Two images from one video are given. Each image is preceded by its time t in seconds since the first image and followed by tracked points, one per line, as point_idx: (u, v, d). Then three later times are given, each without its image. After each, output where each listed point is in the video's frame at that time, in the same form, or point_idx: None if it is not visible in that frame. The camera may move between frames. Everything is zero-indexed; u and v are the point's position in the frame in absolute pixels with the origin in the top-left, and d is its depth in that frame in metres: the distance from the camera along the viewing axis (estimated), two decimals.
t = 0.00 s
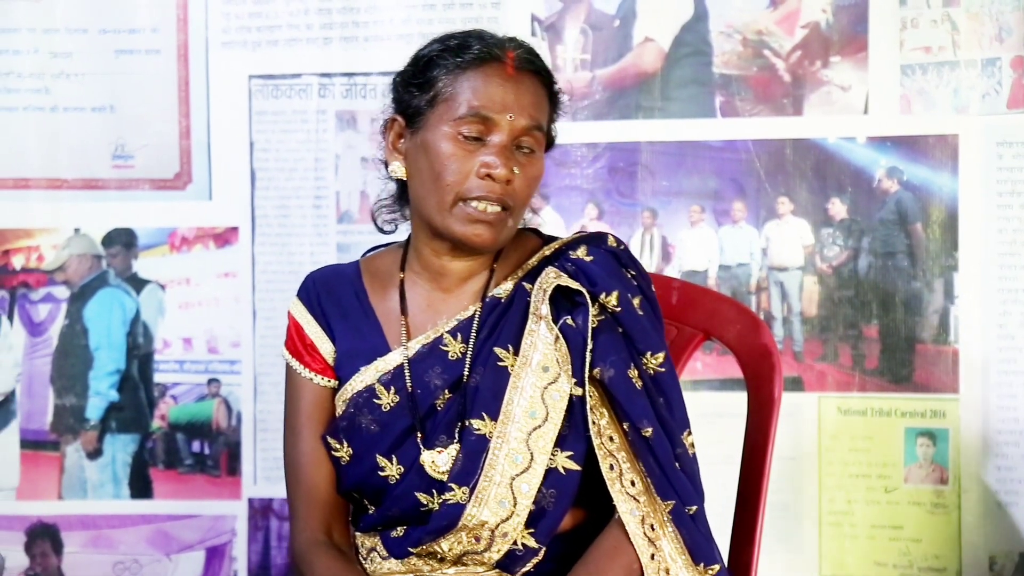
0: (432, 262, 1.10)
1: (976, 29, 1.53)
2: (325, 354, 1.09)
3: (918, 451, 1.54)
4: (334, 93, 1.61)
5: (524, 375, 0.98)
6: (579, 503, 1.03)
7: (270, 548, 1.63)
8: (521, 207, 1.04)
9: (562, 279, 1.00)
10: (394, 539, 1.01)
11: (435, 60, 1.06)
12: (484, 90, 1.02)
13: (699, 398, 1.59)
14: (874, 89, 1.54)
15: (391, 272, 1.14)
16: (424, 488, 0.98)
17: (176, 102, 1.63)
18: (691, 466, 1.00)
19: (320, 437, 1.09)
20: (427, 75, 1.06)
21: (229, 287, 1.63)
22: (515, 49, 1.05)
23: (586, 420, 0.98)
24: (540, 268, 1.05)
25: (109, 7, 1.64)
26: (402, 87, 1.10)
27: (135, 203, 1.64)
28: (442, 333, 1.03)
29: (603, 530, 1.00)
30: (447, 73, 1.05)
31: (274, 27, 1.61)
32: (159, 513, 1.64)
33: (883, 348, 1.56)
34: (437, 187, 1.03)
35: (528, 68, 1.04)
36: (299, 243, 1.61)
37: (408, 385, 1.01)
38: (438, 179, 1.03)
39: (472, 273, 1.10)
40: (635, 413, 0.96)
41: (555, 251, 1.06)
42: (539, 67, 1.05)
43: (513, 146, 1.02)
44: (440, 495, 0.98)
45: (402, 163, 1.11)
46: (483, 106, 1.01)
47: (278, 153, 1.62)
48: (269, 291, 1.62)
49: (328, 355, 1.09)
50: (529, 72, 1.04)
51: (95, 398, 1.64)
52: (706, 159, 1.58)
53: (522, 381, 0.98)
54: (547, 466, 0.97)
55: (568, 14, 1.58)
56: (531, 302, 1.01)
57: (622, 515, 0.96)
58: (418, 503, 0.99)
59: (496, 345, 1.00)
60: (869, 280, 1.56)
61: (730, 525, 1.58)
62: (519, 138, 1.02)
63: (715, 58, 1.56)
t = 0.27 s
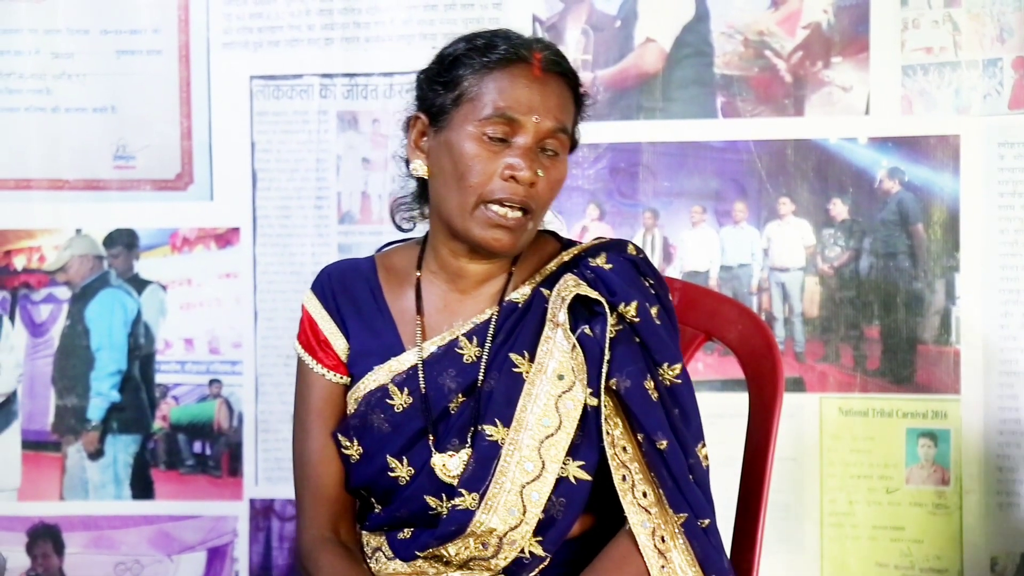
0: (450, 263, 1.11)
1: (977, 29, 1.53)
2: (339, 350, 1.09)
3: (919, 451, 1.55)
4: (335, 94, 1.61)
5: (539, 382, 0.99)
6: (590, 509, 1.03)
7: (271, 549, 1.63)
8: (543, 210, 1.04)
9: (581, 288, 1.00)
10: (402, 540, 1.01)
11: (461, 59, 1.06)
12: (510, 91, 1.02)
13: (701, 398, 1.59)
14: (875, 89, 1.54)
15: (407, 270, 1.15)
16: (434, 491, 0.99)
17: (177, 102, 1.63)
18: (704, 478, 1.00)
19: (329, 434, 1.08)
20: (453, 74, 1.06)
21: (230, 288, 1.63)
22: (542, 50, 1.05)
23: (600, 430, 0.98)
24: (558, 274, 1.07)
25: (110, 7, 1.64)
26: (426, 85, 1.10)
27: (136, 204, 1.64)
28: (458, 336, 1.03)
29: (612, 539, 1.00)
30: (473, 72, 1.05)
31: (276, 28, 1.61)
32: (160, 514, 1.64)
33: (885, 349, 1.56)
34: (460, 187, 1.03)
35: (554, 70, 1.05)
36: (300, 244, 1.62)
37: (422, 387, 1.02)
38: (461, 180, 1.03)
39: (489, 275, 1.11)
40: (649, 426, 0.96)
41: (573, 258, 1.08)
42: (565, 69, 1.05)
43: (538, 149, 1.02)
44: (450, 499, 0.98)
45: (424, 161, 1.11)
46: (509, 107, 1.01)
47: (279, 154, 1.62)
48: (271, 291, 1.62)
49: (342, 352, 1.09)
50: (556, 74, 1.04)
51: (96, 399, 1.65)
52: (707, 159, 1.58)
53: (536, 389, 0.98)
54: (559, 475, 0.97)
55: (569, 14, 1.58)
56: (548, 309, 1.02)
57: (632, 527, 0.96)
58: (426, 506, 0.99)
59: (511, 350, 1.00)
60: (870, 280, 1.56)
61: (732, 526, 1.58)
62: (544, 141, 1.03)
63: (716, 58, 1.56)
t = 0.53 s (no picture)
0: (469, 266, 1.12)
1: (978, 30, 1.53)
2: (353, 346, 1.11)
3: (920, 453, 1.55)
4: (336, 96, 1.61)
5: (552, 390, 1.00)
6: (597, 516, 1.04)
7: (273, 550, 1.63)
8: (568, 219, 1.04)
9: (600, 298, 1.01)
10: (408, 542, 1.03)
11: (493, 63, 1.06)
12: (542, 99, 1.02)
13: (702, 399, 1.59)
14: (876, 91, 1.54)
15: (423, 269, 1.17)
16: (442, 494, 1.00)
17: (178, 104, 1.63)
18: (715, 491, 1.01)
19: (340, 430, 1.11)
20: (484, 77, 1.06)
21: (231, 289, 1.63)
22: (575, 58, 1.05)
23: (612, 441, 0.98)
24: (576, 282, 1.08)
25: (111, 9, 1.64)
26: (456, 86, 1.10)
27: (137, 205, 1.64)
28: (472, 339, 1.04)
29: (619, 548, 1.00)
30: (504, 77, 1.05)
31: (277, 29, 1.61)
32: (161, 515, 1.64)
33: (886, 350, 1.56)
34: (488, 194, 1.03)
35: (586, 80, 1.05)
36: (302, 245, 1.62)
37: (435, 389, 1.03)
38: (490, 187, 1.03)
39: (508, 280, 1.11)
40: (663, 438, 0.96)
41: (592, 266, 1.10)
42: (596, 79, 1.06)
43: (566, 158, 1.02)
44: (457, 503, 1.00)
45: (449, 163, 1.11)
46: (540, 116, 1.01)
47: (280, 155, 1.62)
48: (272, 293, 1.62)
49: (355, 348, 1.11)
50: (587, 83, 1.05)
51: (98, 400, 1.65)
52: (708, 161, 1.58)
53: (550, 396, 0.99)
54: (568, 484, 0.98)
55: (570, 15, 1.58)
56: (565, 317, 1.03)
57: (641, 538, 0.97)
58: (434, 509, 1.01)
59: (527, 357, 1.01)
60: (871, 282, 1.56)
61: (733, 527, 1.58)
62: (573, 150, 1.03)
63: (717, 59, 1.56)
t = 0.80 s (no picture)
0: (500, 269, 1.14)
1: (983, 31, 1.53)
2: (376, 342, 1.13)
3: (925, 454, 1.54)
4: (340, 97, 1.61)
5: (576, 398, 1.02)
6: (614, 524, 1.06)
7: (277, 551, 1.63)
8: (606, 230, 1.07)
9: (631, 309, 1.03)
10: (420, 542, 1.05)
11: (542, 70, 1.07)
12: (592, 113, 1.03)
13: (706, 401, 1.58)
14: (880, 92, 1.54)
15: (450, 267, 1.19)
16: (459, 495, 1.03)
17: (182, 105, 1.63)
18: (733, 506, 1.02)
19: (358, 426, 1.13)
20: (532, 84, 1.07)
21: (236, 291, 1.64)
22: (624, 72, 1.06)
23: (634, 452, 1.00)
24: (604, 290, 1.10)
25: (116, 10, 1.64)
26: (500, 89, 1.11)
27: (142, 206, 1.64)
28: (499, 343, 1.06)
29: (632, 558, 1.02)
30: (553, 87, 1.05)
31: (281, 30, 1.61)
32: (166, 516, 1.64)
33: (891, 351, 1.56)
34: (531, 204, 1.04)
35: (634, 96, 1.07)
36: (306, 247, 1.62)
37: (458, 390, 1.05)
38: (533, 197, 1.04)
39: (538, 285, 1.14)
40: (686, 452, 0.98)
41: (620, 275, 1.10)
42: (642, 95, 1.07)
43: (611, 172, 1.04)
44: (474, 505, 1.02)
45: (488, 166, 1.11)
46: (590, 130, 1.03)
47: (284, 156, 1.62)
48: (276, 293, 1.62)
49: (378, 344, 1.13)
50: (634, 97, 1.06)
51: (102, 401, 1.65)
52: (713, 162, 1.58)
53: (573, 404, 1.01)
54: (586, 493, 1.00)
55: (574, 16, 1.58)
56: (593, 325, 1.04)
57: (657, 550, 0.98)
58: (449, 509, 1.03)
59: (552, 363, 1.03)
60: (876, 283, 1.56)
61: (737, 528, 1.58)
62: (618, 164, 1.05)
63: (721, 61, 1.56)
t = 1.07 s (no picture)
0: (523, 272, 1.13)
1: (983, 32, 1.53)
2: (393, 338, 1.13)
3: (926, 455, 1.54)
4: (341, 98, 1.61)
5: (592, 403, 1.02)
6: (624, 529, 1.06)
7: (277, 552, 1.63)
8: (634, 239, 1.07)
9: (652, 317, 1.03)
10: (426, 542, 1.04)
11: (579, 75, 1.06)
12: (629, 121, 1.03)
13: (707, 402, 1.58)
14: (880, 93, 1.54)
15: (470, 265, 1.18)
16: (470, 495, 1.02)
17: (182, 106, 1.63)
18: (746, 517, 1.02)
19: (371, 420, 1.12)
20: (568, 89, 1.06)
21: (236, 292, 1.64)
22: (661, 81, 1.06)
23: (648, 458, 1.01)
24: (626, 296, 1.10)
25: (116, 12, 1.64)
26: (534, 91, 1.10)
27: (142, 207, 1.64)
28: (517, 344, 1.06)
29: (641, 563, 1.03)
30: (590, 92, 1.05)
31: (282, 31, 1.61)
32: (166, 517, 1.64)
33: (891, 352, 1.56)
34: (562, 210, 1.04)
35: (669, 105, 1.06)
36: (306, 248, 1.62)
37: (475, 390, 1.05)
38: (565, 203, 1.04)
39: (560, 288, 1.14)
40: (701, 461, 0.99)
41: (641, 281, 1.11)
42: (677, 105, 1.07)
43: (644, 181, 1.04)
44: (484, 505, 1.02)
45: (519, 168, 1.10)
46: (626, 139, 1.02)
47: (284, 157, 1.62)
48: (276, 294, 1.62)
49: (396, 340, 1.13)
50: (670, 107, 1.06)
51: (102, 402, 1.65)
52: (713, 162, 1.58)
53: (588, 408, 1.02)
54: (597, 498, 1.00)
55: (575, 17, 1.58)
56: (612, 331, 1.05)
57: (667, 558, 0.98)
58: (460, 508, 1.03)
59: (570, 367, 1.03)
60: (876, 284, 1.56)
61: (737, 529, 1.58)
62: (650, 174, 1.04)
63: (722, 61, 1.56)
